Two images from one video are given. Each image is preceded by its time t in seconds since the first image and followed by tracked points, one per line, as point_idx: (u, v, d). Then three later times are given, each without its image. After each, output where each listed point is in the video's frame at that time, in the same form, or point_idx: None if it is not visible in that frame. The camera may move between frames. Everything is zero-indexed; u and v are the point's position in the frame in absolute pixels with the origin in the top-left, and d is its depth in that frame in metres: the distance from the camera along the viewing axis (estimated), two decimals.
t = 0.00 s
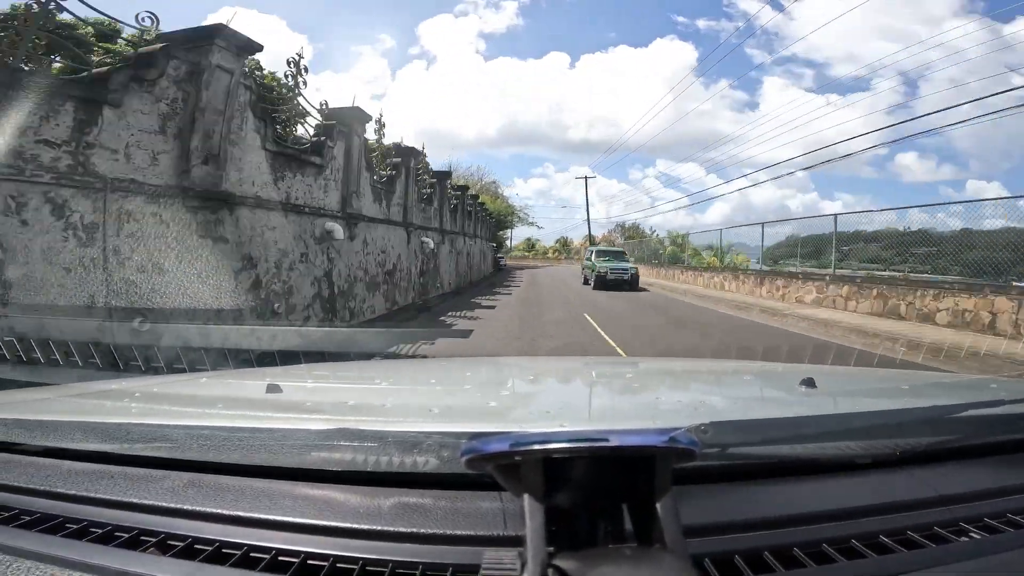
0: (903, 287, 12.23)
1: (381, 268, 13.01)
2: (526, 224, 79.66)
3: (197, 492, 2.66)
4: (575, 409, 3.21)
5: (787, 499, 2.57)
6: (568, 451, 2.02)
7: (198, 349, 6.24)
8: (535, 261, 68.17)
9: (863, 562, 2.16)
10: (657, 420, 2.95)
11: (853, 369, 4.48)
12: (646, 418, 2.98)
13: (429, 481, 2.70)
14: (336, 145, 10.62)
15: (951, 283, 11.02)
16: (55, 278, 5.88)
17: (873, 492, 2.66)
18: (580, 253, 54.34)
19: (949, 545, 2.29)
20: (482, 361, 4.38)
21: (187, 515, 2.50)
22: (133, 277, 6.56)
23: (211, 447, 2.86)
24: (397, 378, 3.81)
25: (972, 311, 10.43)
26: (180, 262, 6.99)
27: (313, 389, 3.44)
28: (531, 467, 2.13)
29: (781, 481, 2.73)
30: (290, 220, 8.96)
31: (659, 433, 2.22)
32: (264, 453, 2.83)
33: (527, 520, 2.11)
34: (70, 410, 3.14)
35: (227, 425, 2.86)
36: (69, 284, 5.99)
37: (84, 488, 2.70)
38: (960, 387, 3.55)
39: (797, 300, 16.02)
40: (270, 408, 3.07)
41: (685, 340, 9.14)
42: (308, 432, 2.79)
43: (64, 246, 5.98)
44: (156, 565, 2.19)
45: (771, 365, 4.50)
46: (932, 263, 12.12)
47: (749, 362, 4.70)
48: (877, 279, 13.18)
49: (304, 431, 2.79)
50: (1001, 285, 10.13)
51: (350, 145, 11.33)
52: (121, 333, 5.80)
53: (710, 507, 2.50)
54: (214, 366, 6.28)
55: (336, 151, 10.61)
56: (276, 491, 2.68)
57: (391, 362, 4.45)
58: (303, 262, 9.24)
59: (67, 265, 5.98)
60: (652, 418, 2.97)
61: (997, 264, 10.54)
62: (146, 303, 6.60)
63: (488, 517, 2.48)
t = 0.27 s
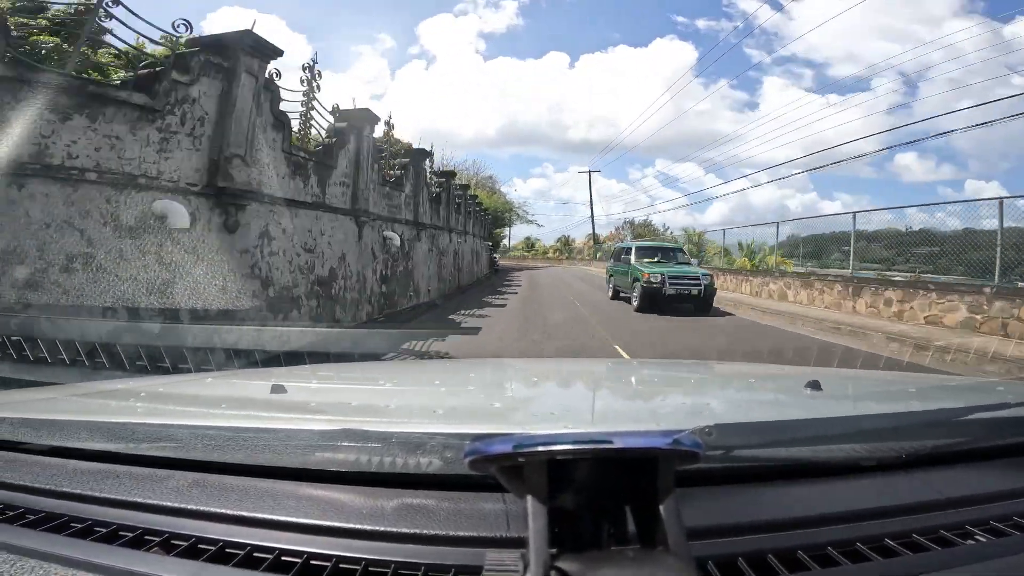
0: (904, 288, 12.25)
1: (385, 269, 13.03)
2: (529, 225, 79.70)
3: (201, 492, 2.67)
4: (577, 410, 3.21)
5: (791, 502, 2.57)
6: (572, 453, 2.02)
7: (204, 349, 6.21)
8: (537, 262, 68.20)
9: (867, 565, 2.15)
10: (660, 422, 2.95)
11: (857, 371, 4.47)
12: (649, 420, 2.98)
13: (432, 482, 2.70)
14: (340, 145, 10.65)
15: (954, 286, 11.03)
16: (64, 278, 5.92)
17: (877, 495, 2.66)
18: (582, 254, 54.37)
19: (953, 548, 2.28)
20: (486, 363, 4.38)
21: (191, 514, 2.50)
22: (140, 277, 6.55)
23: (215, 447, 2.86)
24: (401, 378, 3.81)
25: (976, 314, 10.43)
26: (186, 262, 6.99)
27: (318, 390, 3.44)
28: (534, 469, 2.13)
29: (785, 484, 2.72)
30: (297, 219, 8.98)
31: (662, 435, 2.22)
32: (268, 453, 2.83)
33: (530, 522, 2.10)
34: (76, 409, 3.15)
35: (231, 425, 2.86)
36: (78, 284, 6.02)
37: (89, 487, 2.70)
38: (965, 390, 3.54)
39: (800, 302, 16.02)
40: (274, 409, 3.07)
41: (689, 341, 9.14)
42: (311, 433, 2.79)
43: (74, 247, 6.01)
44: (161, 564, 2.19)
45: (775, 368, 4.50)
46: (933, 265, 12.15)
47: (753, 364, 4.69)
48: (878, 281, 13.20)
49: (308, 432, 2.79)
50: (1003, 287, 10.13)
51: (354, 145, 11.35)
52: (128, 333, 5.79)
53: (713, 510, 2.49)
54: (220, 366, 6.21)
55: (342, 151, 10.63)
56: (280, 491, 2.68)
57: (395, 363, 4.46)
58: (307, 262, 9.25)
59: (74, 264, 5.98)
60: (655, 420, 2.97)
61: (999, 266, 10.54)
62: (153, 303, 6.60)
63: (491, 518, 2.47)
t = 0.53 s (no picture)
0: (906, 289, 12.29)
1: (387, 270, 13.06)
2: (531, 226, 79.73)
3: (205, 492, 2.67)
4: (581, 411, 3.20)
5: (795, 503, 2.56)
6: (576, 453, 2.01)
7: (209, 349, 6.15)
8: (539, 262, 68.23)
9: (871, 566, 2.15)
10: (664, 423, 2.94)
11: (860, 372, 4.46)
12: (653, 421, 2.97)
13: (436, 482, 2.70)
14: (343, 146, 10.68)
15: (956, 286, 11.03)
16: (69, 280, 5.94)
17: (882, 496, 2.65)
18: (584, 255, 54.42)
19: (958, 549, 2.28)
20: (489, 364, 4.37)
21: (195, 514, 2.51)
22: (145, 277, 6.57)
23: (219, 447, 2.86)
24: (404, 379, 3.81)
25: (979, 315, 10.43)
26: (191, 262, 7.00)
27: (322, 390, 3.44)
28: (537, 470, 2.13)
29: (789, 485, 2.72)
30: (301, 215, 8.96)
31: (666, 436, 2.21)
32: (272, 453, 2.83)
33: (533, 523, 2.10)
34: (80, 409, 3.15)
35: (234, 425, 2.85)
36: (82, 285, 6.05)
37: (94, 487, 2.71)
38: (970, 391, 3.53)
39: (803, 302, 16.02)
40: (278, 409, 3.07)
41: (691, 342, 9.15)
42: (314, 433, 2.76)
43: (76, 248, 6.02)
44: (165, 564, 2.19)
45: (778, 369, 4.49)
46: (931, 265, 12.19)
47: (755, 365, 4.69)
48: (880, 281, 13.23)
49: (311, 432, 2.77)
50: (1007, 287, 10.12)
51: (356, 146, 11.38)
52: (133, 334, 5.79)
53: (716, 511, 2.49)
54: (225, 366, 6.13)
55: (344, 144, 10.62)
56: (283, 491, 2.69)
57: (397, 364, 4.46)
58: (311, 263, 9.27)
59: (79, 264, 6.01)
60: (659, 421, 2.97)
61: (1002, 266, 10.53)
62: (158, 303, 6.62)
63: (495, 519, 2.47)
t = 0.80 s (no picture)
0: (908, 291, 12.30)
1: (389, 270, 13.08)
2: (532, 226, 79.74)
3: (208, 492, 2.67)
4: (583, 411, 3.21)
5: (797, 503, 2.56)
6: (578, 454, 2.01)
7: (212, 350, 6.15)
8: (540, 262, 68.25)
9: (874, 567, 2.15)
10: (666, 423, 2.94)
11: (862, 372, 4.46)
12: (655, 421, 2.97)
13: (438, 483, 2.71)
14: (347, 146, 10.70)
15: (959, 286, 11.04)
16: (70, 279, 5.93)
17: (886, 496, 2.65)
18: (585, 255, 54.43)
19: (961, 550, 2.28)
20: (491, 364, 4.38)
21: (198, 514, 2.51)
22: (147, 277, 6.57)
23: (222, 447, 2.86)
24: (406, 379, 3.81)
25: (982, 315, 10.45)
26: (194, 262, 6.99)
27: (324, 391, 3.45)
28: (539, 470, 2.12)
29: (791, 485, 2.71)
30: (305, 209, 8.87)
31: (669, 437, 2.21)
32: (274, 453, 2.83)
33: (535, 523, 2.10)
34: (84, 409, 3.15)
35: (237, 425, 2.86)
36: (79, 283, 6.08)
37: (97, 487, 2.71)
38: (973, 391, 3.53)
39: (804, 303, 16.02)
40: (281, 409, 3.07)
41: (694, 342, 9.16)
42: (317, 433, 2.78)
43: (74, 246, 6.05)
44: (168, 564, 2.20)
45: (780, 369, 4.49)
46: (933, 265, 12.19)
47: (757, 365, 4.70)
48: (881, 282, 13.23)
49: (314, 432, 2.78)
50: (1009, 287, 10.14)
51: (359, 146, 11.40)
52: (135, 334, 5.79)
53: (719, 511, 2.49)
54: (228, 367, 6.15)
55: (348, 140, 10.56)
56: (286, 492, 2.69)
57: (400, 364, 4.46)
58: (314, 263, 9.27)
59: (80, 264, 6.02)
60: (661, 421, 2.97)
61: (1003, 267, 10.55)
62: (161, 303, 6.61)
63: (497, 519, 2.47)
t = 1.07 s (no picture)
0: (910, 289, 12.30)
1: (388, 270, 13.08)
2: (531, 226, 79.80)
3: (209, 492, 2.67)
4: (582, 411, 3.21)
5: (797, 504, 2.56)
6: (578, 454, 2.01)
7: (212, 350, 6.18)
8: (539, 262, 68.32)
9: (875, 567, 2.15)
10: (665, 423, 2.94)
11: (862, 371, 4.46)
12: (655, 421, 2.97)
13: (438, 483, 2.71)
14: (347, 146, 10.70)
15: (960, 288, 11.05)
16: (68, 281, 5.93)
17: (886, 496, 2.65)
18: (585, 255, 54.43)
19: (959, 550, 2.28)
20: (490, 363, 4.39)
21: (198, 515, 2.50)
22: (147, 277, 6.56)
23: (222, 447, 2.86)
24: (406, 379, 3.81)
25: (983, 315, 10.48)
26: (194, 263, 6.98)
27: (324, 390, 3.45)
28: (540, 471, 2.12)
29: (791, 486, 2.71)
30: (302, 203, 8.87)
31: (669, 436, 2.21)
32: (274, 453, 2.82)
33: (536, 523, 2.10)
34: (85, 409, 3.15)
35: (238, 425, 2.85)
36: (80, 283, 6.05)
37: (97, 487, 2.71)
38: (973, 391, 3.53)
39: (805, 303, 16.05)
40: (281, 409, 3.07)
41: (693, 342, 9.17)
42: (317, 433, 2.78)
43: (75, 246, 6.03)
44: (169, 565, 2.19)
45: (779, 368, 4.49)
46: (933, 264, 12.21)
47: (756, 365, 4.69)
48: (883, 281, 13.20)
49: (314, 432, 2.78)
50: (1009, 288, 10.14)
51: (358, 146, 11.40)
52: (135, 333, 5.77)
53: (719, 511, 2.49)
54: (229, 366, 6.25)
55: (345, 138, 10.58)
56: (286, 492, 2.68)
57: (399, 363, 4.46)
58: (314, 262, 9.28)
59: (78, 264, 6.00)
60: (661, 421, 2.97)
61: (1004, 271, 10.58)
62: (160, 303, 6.61)
63: (497, 519, 2.47)
